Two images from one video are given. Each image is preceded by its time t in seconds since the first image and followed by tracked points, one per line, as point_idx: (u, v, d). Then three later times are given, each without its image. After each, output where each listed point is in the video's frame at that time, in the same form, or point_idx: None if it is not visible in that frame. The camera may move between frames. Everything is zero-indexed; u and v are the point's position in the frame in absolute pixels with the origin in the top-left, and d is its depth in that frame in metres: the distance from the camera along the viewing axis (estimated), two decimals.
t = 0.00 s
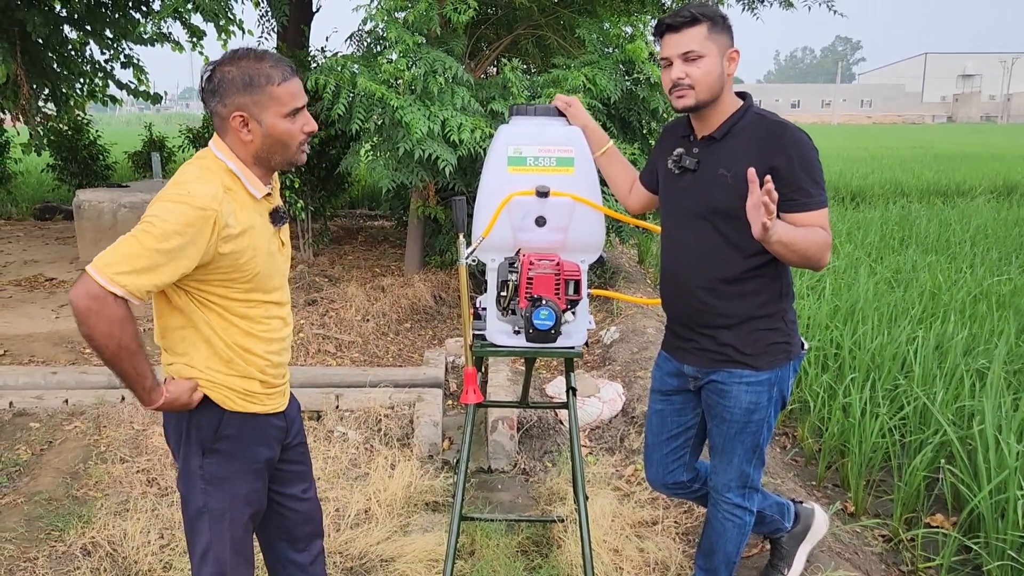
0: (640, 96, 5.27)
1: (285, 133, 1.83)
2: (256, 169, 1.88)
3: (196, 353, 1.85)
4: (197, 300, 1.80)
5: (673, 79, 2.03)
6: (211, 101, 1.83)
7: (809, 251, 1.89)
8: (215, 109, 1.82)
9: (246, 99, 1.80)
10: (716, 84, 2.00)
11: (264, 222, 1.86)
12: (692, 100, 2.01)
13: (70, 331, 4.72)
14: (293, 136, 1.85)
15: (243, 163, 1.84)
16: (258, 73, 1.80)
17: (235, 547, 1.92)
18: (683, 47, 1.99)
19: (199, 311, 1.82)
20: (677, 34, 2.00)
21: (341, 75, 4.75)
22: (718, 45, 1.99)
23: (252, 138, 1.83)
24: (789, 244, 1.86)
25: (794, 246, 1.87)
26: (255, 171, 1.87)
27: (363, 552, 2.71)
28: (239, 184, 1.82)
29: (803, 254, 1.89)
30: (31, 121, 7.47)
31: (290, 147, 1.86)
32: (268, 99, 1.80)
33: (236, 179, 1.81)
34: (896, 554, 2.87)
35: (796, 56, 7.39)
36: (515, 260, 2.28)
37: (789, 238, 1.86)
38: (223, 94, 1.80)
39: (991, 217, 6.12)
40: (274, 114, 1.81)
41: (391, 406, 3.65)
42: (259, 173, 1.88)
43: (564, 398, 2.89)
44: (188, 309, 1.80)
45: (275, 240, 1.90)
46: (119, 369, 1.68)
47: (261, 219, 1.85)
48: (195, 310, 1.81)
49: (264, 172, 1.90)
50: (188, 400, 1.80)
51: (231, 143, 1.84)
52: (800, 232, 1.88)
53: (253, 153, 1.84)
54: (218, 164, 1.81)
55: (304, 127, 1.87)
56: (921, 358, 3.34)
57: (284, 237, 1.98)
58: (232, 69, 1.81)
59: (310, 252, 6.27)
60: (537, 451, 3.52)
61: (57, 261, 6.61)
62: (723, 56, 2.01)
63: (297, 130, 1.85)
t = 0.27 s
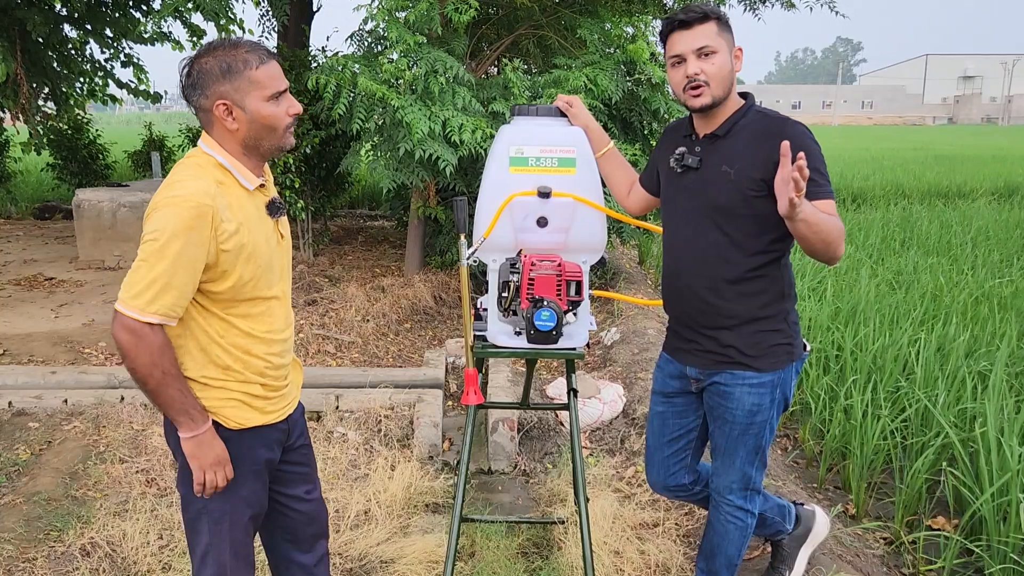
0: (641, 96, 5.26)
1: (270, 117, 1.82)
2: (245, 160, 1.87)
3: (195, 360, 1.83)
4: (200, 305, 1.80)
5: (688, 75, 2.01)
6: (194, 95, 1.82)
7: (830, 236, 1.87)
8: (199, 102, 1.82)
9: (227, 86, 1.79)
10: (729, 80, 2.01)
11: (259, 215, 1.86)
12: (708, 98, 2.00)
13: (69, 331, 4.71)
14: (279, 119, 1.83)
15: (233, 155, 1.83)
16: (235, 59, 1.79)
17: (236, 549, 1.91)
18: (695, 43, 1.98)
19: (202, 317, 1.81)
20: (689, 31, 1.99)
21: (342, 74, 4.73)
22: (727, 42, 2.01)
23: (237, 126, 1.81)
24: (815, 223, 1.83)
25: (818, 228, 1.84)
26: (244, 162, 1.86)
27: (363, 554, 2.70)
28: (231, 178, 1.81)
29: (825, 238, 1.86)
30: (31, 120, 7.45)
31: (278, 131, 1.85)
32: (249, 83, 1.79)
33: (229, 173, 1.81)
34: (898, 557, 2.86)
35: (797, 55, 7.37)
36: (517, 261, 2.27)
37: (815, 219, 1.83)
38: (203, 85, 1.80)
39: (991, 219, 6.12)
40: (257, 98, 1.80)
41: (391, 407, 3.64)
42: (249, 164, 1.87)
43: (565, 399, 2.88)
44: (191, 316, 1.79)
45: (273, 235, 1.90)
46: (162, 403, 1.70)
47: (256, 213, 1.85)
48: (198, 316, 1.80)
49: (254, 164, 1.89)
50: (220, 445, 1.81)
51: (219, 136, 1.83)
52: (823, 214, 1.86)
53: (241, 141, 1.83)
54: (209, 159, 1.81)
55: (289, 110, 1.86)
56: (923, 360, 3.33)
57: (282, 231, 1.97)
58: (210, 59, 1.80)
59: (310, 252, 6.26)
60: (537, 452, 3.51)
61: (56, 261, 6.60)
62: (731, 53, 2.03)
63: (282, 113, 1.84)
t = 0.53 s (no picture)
0: (642, 96, 5.26)
1: (262, 111, 1.81)
2: (239, 156, 1.86)
3: (195, 360, 1.82)
4: (199, 304, 1.79)
5: (689, 75, 2.00)
6: (185, 92, 1.82)
7: (837, 238, 1.87)
8: (190, 99, 1.81)
9: (217, 81, 1.78)
10: (729, 80, 2.01)
11: (256, 213, 1.85)
12: (712, 96, 2.00)
13: (68, 329, 4.70)
14: (271, 113, 1.83)
15: (227, 152, 1.83)
16: (224, 55, 1.79)
17: (235, 548, 1.91)
18: (697, 44, 1.98)
19: (202, 316, 1.81)
20: (691, 31, 1.99)
21: (343, 74, 4.71)
22: (728, 43, 2.01)
23: (230, 122, 1.81)
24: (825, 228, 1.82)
25: (827, 233, 1.84)
26: (238, 159, 1.86)
27: (362, 553, 2.70)
28: (226, 175, 1.81)
29: (832, 241, 1.86)
30: (31, 117, 7.44)
31: (271, 125, 1.85)
32: (239, 78, 1.79)
33: (223, 170, 1.81)
34: (898, 558, 2.86)
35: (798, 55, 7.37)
36: (518, 260, 2.26)
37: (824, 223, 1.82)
38: (194, 82, 1.80)
39: (991, 220, 6.11)
40: (248, 93, 1.79)
41: (390, 406, 3.63)
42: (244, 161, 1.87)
43: (565, 399, 2.88)
44: (192, 316, 1.80)
45: (271, 232, 1.89)
46: (169, 401, 1.70)
47: (253, 209, 1.84)
48: (198, 315, 1.80)
49: (248, 160, 1.89)
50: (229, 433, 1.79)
51: (212, 133, 1.83)
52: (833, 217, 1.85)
53: (234, 137, 1.83)
54: (203, 156, 1.80)
55: (280, 104, 1.86)
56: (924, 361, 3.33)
57: (281, 228, 1.97)
58: (200, 56, 1.80)
59: (310, 251, 6.26)
60: (537, 452, 3.51)
61: (55, 259, 6.59)
62: (731, 53, 2.03)
63: (274, 107, 1.84)
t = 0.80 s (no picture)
0: (643, 95, 5.26)
1: (261, 105, 1.81)
2: (239, 152, 1.86)
3: (195, 356, 1.83)
4: (199, 299, 1.79)
5: (697, 74, 2.00)
6: (184, 89, 1.82)
7: (841, 226, 1.82)
8: (190, 95, 1.82)
9: (215, 77, 1.79)
10: (737, 80, 2.01)
11: (257, 208, 1.85)
12: (719, 96, 1.99)
13: (69, 326, 4.70)
14: (270, 107, 1.83)
15: (227, 148, 1.83)
16: (222, 50, 1.79)
17: (235, 545, 1.91)
18: (704, 43, 1.98)
19: (202, 311, 1.81)
20: (698, 30, 1.99)
21: (344, 72, 4.71)
22: (735, 43, 2.01)
23: (229, 117, 1.81)
24: (825, 210, 1.79)
25: (829, 217, 1.80)
26: (239, 155, 1.86)
27: (363, 552, 2.70)
28: (226, 171, 1.81)
29: (837, 228, 1.81)
30: (32, 115, 7.44)
31: (271, 119, 1.84)
32: (237, 72, 1.79)
33: (224, 166, 1.81)
34: (899, 558, 2.86)
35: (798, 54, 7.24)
36: (519, 259, 2.26)
37: (824, 206, 1.79)
38: (193, 79, 1.80)
39: (992, 220, 6.12)
40: (247, 87, 1.79)
41: (391, 405, 3.63)
42: (244, 157, 1.87)
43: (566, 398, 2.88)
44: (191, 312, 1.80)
45: (271, 228, 1.89)
46: (165, 396, 1.70)
47: (254, 205, 1.84)
48: (198, 310, 1.80)
49: (249, 157, 1.88)
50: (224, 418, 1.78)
51: (211, 129, 1.83)
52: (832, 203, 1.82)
53: (234, 132, 1.83)
54: (204, 153, 1.80)
55: (279, 98, 1.86)
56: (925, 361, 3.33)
57: (282, 224, 1.96)
58: (198, 52, 1.80)
59: (310, 249, 6.26)
60: (538, 451, 3.51)
61: (56, 256, 6.58)
62: (738, 52, 2.03)
63: (273, 101, 1.83)
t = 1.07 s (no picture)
0: (644, 93, 5.26)
1: (262, 106, 1.80)
2: (240, 152, 1.85)
3: (196, 358, 1.82)
4: (202, 301, 1.78)
5: (699, 72, 1.99)
6: (185, 88, 1.81)
7: (832, 234, 1.80)
8: (190, 95, 1.80)
9: (217, 77, 1.77)
10: (740, 78, 2.00)
11: (257, 208, 1.84)
12: (721, 93, 1.99)
13: (69, 326, 4.69)
14: (271, 108, 1.82)
15: (226, 147, 1.82)
16: (224, 50, 1.78)
17: (238, 545, 1.91)
18: (708, 41, 1.97)
19: (204, 313, 1.80)
20: (703, 27, 1.97)
21: (343, 71, 4.70)
22: (740, 41, 1.99)
23: (229, 117, 1.80)
24: (813, 220, 1.76)
25: (819, 225, 1.77)
26: (238, 155, 1.85)
27: (364, 552, 2.69)
28: (227, 171, 1.80)
29: (827, 236, 1.79)
30: (31, 114, 7.43)
31: (271, 119, 1.83)
32: (239, 73, 1.78)
33: (224, 166, 1.80)
34: (901, 557, 2.85)
35: (797, 52, 7.22)
36: (520, 259, 2.25)
37: (814, 214, 1.76)
38: (194, 78, 1.79)
39: (993, 218, 6.11)
40: (248, 88, 1.78)
41: (392, 405, 3.62)
42: (244, 158, 1.86)
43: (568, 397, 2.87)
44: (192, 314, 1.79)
45: (271, 228, 1.88)
46: (161, 412, 1.68)
47: (254, 205, 1.83)
48: (200, 312, 1.79)
49: (249, 158, 1.87)
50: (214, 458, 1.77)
51: (211, 129, 1.82)
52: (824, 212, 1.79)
53: (234, 132, 1.81)
54: (203, 153, 1.79)
55: (280, 98, 1.85)
56: (927, 360, 3.32)
57: (281, 223, 1.95)
58: (199, 52, 1.79)
59: (310, 249, 6.25)
60: (539, 451, 3.50)
61: (56, 256, 6.57)
62: (743, 51, 2.02)
63: (274, 102, 1.82)
